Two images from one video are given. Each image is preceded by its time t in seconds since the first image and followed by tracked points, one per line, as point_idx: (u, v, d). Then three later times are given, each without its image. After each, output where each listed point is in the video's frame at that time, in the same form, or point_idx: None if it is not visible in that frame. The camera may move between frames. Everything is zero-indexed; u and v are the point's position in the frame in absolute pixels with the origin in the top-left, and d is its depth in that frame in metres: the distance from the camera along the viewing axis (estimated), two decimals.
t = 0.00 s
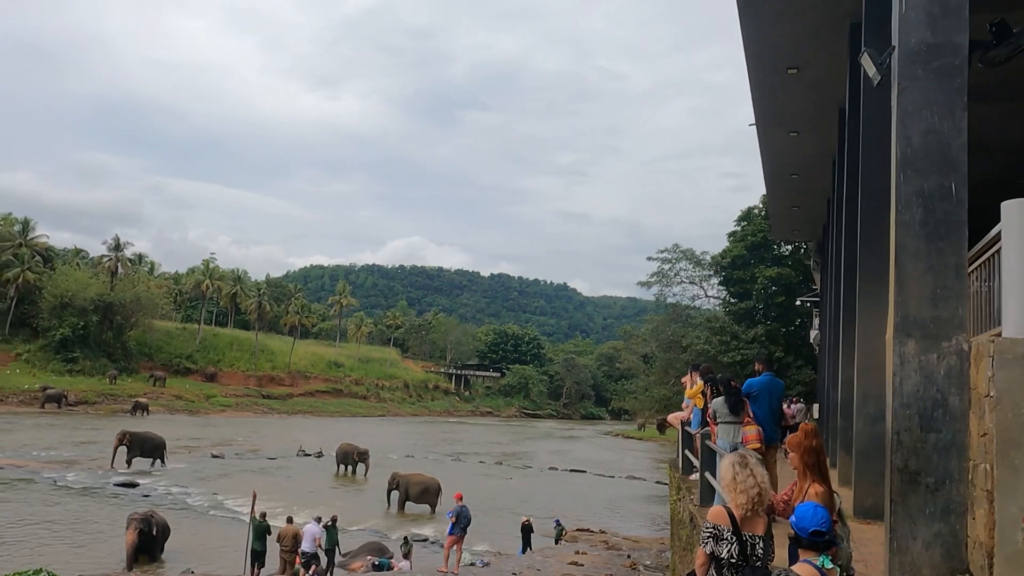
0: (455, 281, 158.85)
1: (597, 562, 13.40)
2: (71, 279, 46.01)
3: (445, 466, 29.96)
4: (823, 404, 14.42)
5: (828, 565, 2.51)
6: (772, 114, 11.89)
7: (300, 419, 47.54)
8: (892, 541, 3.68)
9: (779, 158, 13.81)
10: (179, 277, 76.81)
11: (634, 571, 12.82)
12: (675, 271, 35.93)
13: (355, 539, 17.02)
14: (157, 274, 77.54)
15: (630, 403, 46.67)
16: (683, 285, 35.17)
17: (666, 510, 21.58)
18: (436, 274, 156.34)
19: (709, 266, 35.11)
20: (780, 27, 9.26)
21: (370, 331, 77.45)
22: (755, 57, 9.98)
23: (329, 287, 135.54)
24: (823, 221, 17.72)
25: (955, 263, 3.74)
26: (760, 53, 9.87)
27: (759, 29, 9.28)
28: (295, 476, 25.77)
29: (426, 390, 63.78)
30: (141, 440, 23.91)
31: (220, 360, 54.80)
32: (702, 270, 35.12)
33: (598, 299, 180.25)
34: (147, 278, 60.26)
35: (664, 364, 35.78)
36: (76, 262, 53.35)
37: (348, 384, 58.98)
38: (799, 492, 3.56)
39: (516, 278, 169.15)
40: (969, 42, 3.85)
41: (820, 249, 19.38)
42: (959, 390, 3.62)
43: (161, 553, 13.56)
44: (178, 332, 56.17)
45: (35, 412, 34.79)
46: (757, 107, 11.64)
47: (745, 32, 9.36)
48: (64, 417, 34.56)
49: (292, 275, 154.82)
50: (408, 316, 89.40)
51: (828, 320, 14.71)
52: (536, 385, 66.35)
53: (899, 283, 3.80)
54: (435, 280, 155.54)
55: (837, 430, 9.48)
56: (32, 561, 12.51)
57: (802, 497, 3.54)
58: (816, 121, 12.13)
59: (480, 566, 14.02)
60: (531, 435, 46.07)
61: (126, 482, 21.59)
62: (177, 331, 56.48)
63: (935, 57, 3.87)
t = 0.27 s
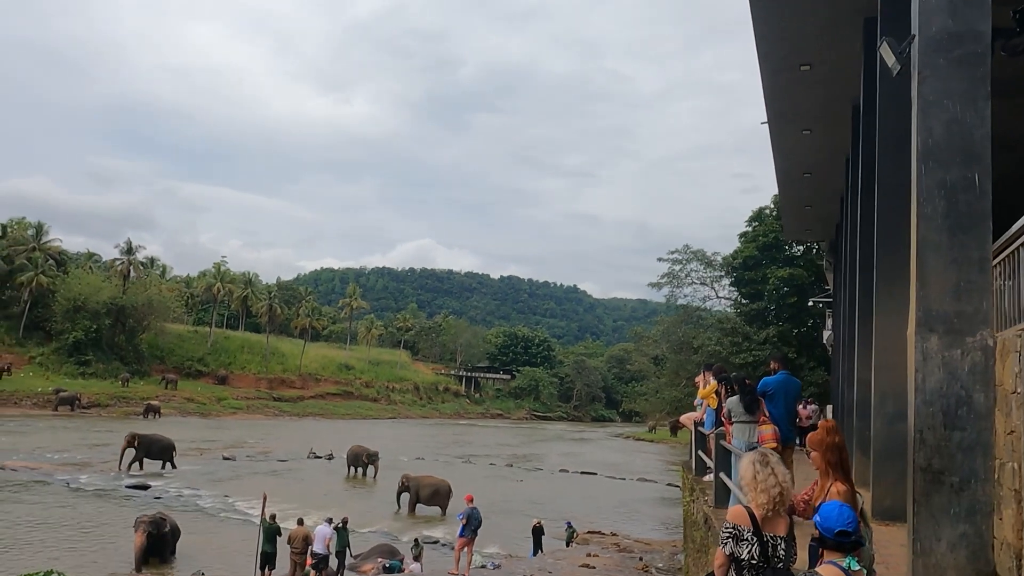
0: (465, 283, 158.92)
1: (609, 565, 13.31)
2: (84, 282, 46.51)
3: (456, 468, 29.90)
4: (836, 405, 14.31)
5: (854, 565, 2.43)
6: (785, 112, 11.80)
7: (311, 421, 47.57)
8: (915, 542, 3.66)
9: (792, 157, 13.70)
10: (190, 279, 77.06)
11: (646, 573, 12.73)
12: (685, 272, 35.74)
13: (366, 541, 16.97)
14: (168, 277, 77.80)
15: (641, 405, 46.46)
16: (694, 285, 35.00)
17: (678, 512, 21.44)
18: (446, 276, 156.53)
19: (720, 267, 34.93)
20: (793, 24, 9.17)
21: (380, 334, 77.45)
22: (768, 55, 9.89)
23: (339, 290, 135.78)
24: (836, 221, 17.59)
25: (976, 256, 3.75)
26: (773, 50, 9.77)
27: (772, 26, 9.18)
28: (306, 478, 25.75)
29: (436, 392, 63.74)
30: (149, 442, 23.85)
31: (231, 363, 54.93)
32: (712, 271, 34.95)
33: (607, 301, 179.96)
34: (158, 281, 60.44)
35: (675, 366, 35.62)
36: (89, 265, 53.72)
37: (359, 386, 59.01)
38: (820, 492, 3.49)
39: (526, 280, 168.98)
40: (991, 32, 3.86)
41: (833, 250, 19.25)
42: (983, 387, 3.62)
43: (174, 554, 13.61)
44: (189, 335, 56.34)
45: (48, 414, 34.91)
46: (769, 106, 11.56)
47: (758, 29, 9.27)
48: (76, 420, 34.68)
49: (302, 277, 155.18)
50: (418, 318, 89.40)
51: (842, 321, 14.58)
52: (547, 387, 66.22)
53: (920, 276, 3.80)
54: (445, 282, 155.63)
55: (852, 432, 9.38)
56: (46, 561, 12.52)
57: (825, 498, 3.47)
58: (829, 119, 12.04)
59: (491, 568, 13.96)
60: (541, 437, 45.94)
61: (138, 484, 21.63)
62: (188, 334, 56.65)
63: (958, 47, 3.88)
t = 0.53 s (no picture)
0: (478, 286, 158.94)
1: (625, 568, 13.20)
2: (100, 287, 47.15)
3: (470, 471, 29.83)
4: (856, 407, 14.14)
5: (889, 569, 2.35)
6: (802, 110, 11.68)
7: (325, 425, 47.63)
8: (948, 546, 3.61)
9: (808, 155, 13.56)
10: (205, 284, 77.43)
11: None
12: (700, 274, 35.52)
13: (379, 544, 16.93)
14: (184, 281, 78.23)
15: (655, 407, 46.20)
16: (709, 287, 34.77)
17: (694, 515, 21.28)
18: (459, 279, 156.69)
19: (735, 268, 34.70)
20: (810, 21, 9.06)
21: (394, 337, 77.48)
22: (784, 53, 9.79)
23: (352, 293, 136.18)
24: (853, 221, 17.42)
25: (1008, 250, 3.70)
26: (790, 47, 9.62)
27: (789, 23, 9.07)
28: (320, 481, 25.77)
29: (449, 395, 63.71)
30: (162, 444, 23.88)
31: (245, 367, 55.11)
32: (727, 272, 34.72)
33: (621, 303, 179.50)
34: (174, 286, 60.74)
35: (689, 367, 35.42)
36: (105, 271, 54.13)
37: (373, 389, 59.05)
38: (846, 495, 3.41)
39: (539, 283, 168.76)
40: (1020, 23, 3.82)
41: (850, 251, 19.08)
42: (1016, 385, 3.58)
43: (190, 555, 13.67)
44: (204, 339, 56.60)
45: (66, 418, 35.11)
46: (785, 104, 11.45)
47: (775, 27, 9.18)
48: (93, 423, 34.88)
49: (316, 281, 155.73)
50: (431, 321, 89.45)
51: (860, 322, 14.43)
52: (560, 390, 66.04)
53: (950, 272, 3.76)
54: (459, 285, 155.72)
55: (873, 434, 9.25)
56: (61, 564, 12.55)
57: (850, 501, 3.39)
58: (847, 117, 11.91)
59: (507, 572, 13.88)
60: (555, 440, 45.79)
61: (154, 487, 21.70)
62: (203, 338, 56.89)
63: (985, 37, 3.83)
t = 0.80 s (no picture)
0: (493, 288, 159.02)
1: (645, 570, 13.11)
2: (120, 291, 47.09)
3: (488, 473, 29.79)
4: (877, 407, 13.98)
5: None
6: (820, 107, 11.56)
7: (343, 427, 47.76)
8: (982, 550, 3.57)
9: (827, 153, 13.42)
10: (223, 287, 77.93)
11: None
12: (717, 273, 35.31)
13: (398, 547, 16.90)
14: (202, 285, 78.78)
15: (672, 407, 45.99)
16: (726, 287, 34.56)
17: (713, 517, 21.13)
18: (475, 282, 156.85)
19: (752, 268, 34.47)
20: (829, 18, 8.96)
21: (410, 339, 77.62)
22: (803, 49, 9.67)
23: (368, 296, 136.63)
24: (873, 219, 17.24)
25: None
26: (808, 44, 9.51)
27: (808, 19, 8.97)
28: (338, 483, 25.81)
29: (466, 396, 63.74)
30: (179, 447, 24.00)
31: (264, 370, 55.38)
32: (745, 272, 34.50)
33: (636, 304, 178.99)
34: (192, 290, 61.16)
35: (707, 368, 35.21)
36: (125, 275, 54.62)
37: (390, 392, 59.17)
38: (872, 498, 3.33)
39: (555, 284, 168.62)
40: None
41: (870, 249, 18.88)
42: None
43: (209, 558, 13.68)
44: (223, 342, 56.95)
45: (88, 422, 35.41)
46: (804, 101, 11.32)
47: (793, 23, 9.06)
48: (114, 427, 35.15)
49: (332, 284, 156.36)
50: (448, 323, 89.55)
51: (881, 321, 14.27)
52: (577, 391, 65.89)
53: (982, 269, 3.70)
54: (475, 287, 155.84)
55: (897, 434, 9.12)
56: (84, 567, 12.60)
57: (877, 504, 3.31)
58: (867, 113, 11.78)
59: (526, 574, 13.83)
60: (572, 442, 45.68)
61: (175, 490, 21.80)
62: (222, 342, 57.24)
63: (1014, 27, 3.77)
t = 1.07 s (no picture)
0: (510, 290, 159.06)
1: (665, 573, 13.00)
2: (141, 297, 47.77)
3: (506, 475, 29.76)
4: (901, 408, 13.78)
5: None
6: (840, 105, 11.42)
7: (361, 430, 47.90)
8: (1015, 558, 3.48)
9: (846, 152, 13.30)
10: (242, 291, 78.48)
11: None
12: (735, 274, 35.05)
13: (416, 549, 16.89)
14: (222, 289, 79.38)
15: (691, 409, 45.72)
16: (744, 287, 34.31)
17: (734, 519, 20.94)
18: (492, 284, 157.05)
19: (771, 268, 34.21)
20: (849, 14, 8.83)
21: (428, 342, 77.74)
22: (821, 46, 9.54)
23: (386, 299, 137.13)
24: (893, 218, 17.02)
25: None
26: (826, 41, 9.39)
27: (827, 16, 8.85)
28: (357, 485, 25.86)
29: (484, 399, 63.78)
30: (197, 450, 24.14)
31: (283, 373, 55.70)
32: (763, 272, 34.23)
33: (654, 306, 178.32)
34: (212, 294, 61.62)
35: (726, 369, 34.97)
36: (146, 280, 55.18)
37: (407, 394, 59.30)
38: (895, 502, 3.27)
39: (572, 286, 168.40)
40: None
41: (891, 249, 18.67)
42: None
43: (230, 560, 13.75)
44: (242, 346, 57.34)
45: (110, 425, 35.74)
46: (822, 99, 11.19)
47: (812, 20, 8.95)
48: (136, 430, 35.45)
49: (350, 288, 157.00)
50: (465, 326, 89.64)
51: (903, 320, 14.06)
52: (595, 393, 65.71)
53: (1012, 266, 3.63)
54: (491, 290, 155.95)
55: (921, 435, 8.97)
56: (106, 569, 12.68)
57: (901, 508, 3.25)
58: (887, 110, 11.61)
59: None
60: (590, 444, 45.53)
61: (196, 493, 21.93)
62: (241, 345, 57.63)
63: None
